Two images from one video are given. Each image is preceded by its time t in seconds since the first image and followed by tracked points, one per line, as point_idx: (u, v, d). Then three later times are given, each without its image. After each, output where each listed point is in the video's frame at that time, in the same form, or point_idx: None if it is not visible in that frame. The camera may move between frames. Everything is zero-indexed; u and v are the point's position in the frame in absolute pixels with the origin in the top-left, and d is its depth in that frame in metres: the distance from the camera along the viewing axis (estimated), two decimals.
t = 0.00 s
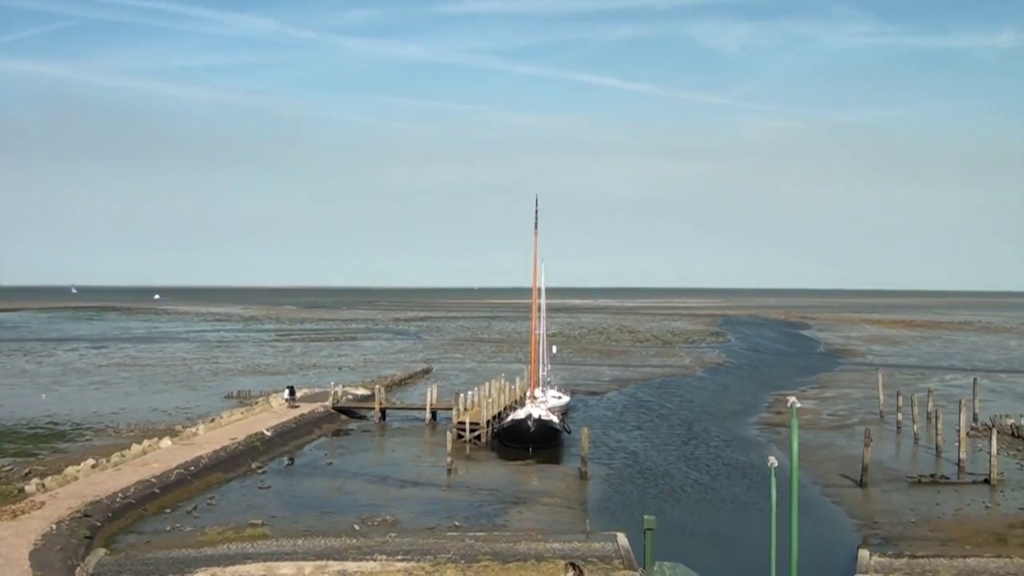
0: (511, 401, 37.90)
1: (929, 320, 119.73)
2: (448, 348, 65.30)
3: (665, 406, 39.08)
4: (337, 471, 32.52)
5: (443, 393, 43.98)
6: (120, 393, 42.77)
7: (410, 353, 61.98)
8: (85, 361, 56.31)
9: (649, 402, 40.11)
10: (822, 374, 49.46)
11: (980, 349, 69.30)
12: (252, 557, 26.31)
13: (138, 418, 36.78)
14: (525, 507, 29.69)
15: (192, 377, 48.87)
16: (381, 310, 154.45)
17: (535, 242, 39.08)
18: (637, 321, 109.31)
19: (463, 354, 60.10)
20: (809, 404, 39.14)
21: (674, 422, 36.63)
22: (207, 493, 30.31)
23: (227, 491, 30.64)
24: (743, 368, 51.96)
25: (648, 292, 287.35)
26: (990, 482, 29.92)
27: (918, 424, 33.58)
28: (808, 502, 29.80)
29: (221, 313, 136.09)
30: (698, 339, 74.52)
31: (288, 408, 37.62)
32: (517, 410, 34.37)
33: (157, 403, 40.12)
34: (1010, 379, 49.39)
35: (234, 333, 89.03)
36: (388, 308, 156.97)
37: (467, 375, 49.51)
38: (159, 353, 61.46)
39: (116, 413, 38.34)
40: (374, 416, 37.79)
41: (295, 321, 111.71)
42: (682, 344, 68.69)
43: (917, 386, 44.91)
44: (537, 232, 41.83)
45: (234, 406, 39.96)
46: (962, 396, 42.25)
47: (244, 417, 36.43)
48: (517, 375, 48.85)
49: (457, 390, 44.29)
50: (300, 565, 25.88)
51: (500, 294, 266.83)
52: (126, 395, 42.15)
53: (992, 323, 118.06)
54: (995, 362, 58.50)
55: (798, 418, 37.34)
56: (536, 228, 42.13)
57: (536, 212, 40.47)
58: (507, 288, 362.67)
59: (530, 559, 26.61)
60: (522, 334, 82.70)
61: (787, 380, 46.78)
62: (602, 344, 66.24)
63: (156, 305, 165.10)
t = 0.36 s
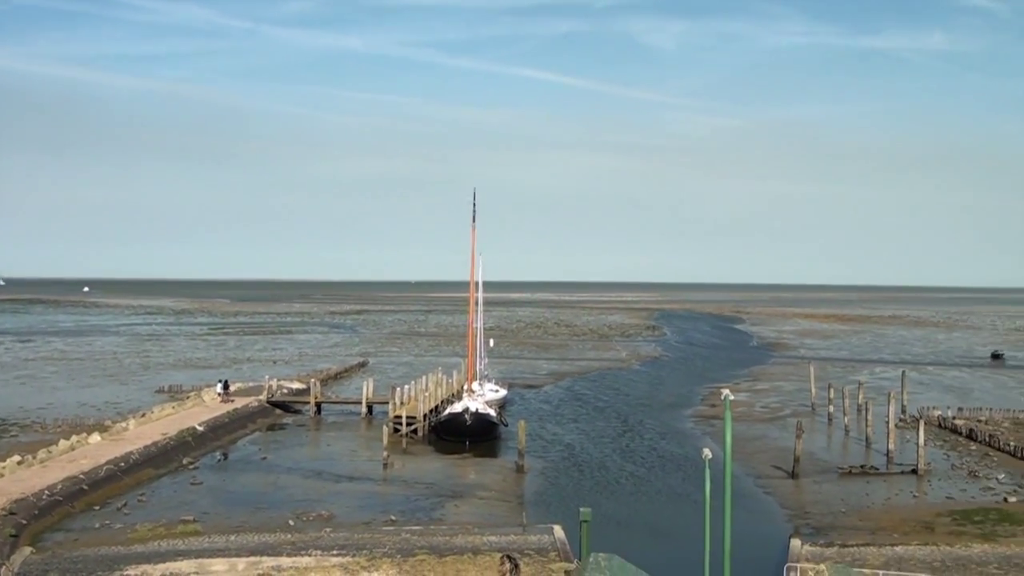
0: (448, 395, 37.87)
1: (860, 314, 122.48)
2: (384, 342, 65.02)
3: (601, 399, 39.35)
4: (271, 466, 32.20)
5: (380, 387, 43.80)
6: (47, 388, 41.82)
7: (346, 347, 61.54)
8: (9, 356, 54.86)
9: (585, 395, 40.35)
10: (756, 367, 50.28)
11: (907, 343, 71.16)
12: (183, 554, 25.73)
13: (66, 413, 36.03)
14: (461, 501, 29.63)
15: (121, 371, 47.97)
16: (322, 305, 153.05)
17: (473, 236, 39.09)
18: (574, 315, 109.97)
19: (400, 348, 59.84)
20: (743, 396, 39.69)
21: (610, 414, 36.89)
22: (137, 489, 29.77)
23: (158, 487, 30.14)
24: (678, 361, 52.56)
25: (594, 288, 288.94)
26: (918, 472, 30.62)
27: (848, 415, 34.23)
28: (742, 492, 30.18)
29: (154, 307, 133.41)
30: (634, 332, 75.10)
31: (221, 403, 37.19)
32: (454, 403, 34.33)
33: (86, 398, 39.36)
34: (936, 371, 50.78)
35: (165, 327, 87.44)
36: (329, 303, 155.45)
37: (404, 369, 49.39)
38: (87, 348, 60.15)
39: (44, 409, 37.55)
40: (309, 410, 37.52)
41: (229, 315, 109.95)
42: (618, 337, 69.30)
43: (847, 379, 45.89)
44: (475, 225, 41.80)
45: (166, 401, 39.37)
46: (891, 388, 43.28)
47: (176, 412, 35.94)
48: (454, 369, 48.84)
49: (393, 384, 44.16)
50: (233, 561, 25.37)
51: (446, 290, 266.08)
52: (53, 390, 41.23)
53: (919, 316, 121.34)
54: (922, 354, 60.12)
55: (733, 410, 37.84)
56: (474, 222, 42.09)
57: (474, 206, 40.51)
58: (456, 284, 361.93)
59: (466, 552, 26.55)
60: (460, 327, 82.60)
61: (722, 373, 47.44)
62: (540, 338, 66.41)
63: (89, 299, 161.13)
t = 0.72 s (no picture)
0: (389, 386, 37.77)
1: (799, 304, 124.62)
2: (324, 334, 64.59)
3: (542, 390, 39.54)
4: (208, 460, 31.79)
5: (319, 379, 43.52)
6: None
7: (285, 339, 61.01)
8: None
9: (526, 385, 40.50)
10: (695, 357, 50.88)
11: (841, 332, 72.67)
12: (119, 550, 25.13)
13: None
14: (403, 493, 29.49)
15: (53, 365, 47.00)
16: (264, 296, 151.22)
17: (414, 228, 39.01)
18: (516, 305, 110.20)
19: (340, 340, 59.49)
20: (683, 386, 40.09)
21: (551, 405, 37.06)
22: (70, 485, 29.14)
23: (92, 483, 29.56)
24: (619, 351, 52.99)
25: (544, 281, 289.76)
26: (853, 458, 31.18)
27: (786, 404, 34.74)
28: (681, 480, 30.42)
29: (91, 300, 130.77)
30: (576, 323, 75.49)
31: (158, 397, 36.67)
32: (396, 395, 34.21)
33: (17, 392, 38.51)
34: (869, 359, 51.94)
35: (98, 319, 85.64)
36: (272, 295, 153.84)
37: (344, 361, 49.12)
38: (16, 340, 58.77)
39: None
40: (248, 403, 37.17)
41: (166, 308, 108.07)
42: (559, 327, 69.64)
43: (783, 367, 46.68)
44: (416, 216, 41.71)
45: (100, 395, 38.69)
46: (826, 377, 44.13)
47: (111, 406, 35.33)
48: (395, 360, 48.69)
49: (333, 376, 43.90)
50: (171, 556, 24.84)
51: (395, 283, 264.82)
52: None
53: (854, 306, 123.84)
54: (856, 343, 61.46)
55: (673, 400, 38.22)
56: (415, 212, 41.98)
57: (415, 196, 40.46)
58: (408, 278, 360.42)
59: (408, 544, 26.37)
60: (402, 318, 82.23)
61: (662, 363, 47.89)
62: (481, 329, 66.45)
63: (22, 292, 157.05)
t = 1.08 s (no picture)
0: (334, 379, 37.58)
1: (742, 294, 126.23)
2: (268, 327, 64.01)
3: (487, 381, 39.62)
4: (150, 457, 31.34)
5: (263, 373, 43.15)
6: None
7: (228, 332, 60.35)
8: None
9: (472, 377, 40.55)
10: (639, 346, 51.31)
11: (782, 320, 73.81)
12: (59, 549, 24.59)
13: None
14: (348, 486, 29.30)
15: None
16: (209, 290, 148.92)
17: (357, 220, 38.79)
18: (462, 297, 110.18)
19: (284, 333, 59.02)
20: (628, 375, 40.40)
21: (496, 396, 37.16)
22: (7, 484, 28.49)
23: (30, 481, 28.94)
24: (565, 342, 53.27)
25: (498, 273, 289.67)
26: (795, 445, 31.66)
27: (729, 392, 35.16)
28: (626, 468, 30.63)
29: (29, 294, 127.95)
30: (522, 314, 75.66)
31: (97, 393, 36.06)
32: (340, 388, 34.03)
33: None
34: (810, 347, 52.84)
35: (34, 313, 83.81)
36: (217, 288, 151.80)
37: (287, 354, 48.74)
38: None
39: None
40: (190, 398, 36.75)
41: (105, 302, 106.14)
42: (504, 318, 69.72)
43: (726, 356, 47.26)
44: (360, 207, 41.49)
45: (37, 392, 37.93)
46: (767, 365, 44.81)
47: (48, 403, 34.64)
48: (340, 353, 48.48)
49: (277, 370, 43.56)
50: (112, 555, 24.36)
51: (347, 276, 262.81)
52: None
53: (797, 295, 125.90)
54: (796, 331, 62.53)
55: (618, 389, 38.49)
56: (359, 204, 41.75)
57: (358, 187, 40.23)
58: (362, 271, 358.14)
59: (354, 537, 26.17)
60: (347, 310, 81.69)
61: (607, 353, 48.23)
62: (427, 321, 66.32)
63: None
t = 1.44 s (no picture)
0: (282, 375, 37.35)
1: (689, 285, 127.49)
2: (214, 323, 63.37)
3: (436, 375, 39.61)
4: (95, 456, 30.86)
5: (209, 369, 42.71)
6: None
7: (173, 329, 59.61)
8: None
9: (421, 371, 40.51)
10: (588, 339, 51.60)
11: (729, 312, 74.70)
12: None
13: None
14: (297, 482, 29.06)
15: None
16: (158, 285, 147.05)
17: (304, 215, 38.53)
18: (412, 292, 109.85)
19: (231, 329, 58.45)
20: (577, 368, 40.60)
21: (446, 390, 37.18)
22: None
23: None
24: (514, 335, 53.41)
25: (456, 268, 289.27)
26: (742, 435, 32.04)
27: (677, 384, 35.51)
28: (575, 460, 30.75)
29: None
30: (471, 307, 75.67)
31: (39, 391, 35.43)
32: (288, 384, 33.83)
33: None
34: (756, 338, 53.55)
35: None
36: (164, 284, 149.66)
37: (234, 350, 48.29)
38: None
39: None
40: (135, 396, 36.29)
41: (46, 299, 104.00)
42: (454, 312, 69.71)
43: (674, 348, 47.70)
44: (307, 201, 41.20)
45: None
46: (715, 356, 45.32)
47: None
48: (287, 348, 48.18)
49: (224, 366, 43.16)
50: (55, 556, 23.87)
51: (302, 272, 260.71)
52: None
53: (741, 287, 127.67)
54: (743, 322, 63.28)
55: (567, 382, 38.66)
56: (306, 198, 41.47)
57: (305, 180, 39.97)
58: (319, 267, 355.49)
59: (303, 534, 25.90)
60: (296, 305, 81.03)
61: (557, 346, 48.45)
62: (376, 315, 66.07)
63: None
